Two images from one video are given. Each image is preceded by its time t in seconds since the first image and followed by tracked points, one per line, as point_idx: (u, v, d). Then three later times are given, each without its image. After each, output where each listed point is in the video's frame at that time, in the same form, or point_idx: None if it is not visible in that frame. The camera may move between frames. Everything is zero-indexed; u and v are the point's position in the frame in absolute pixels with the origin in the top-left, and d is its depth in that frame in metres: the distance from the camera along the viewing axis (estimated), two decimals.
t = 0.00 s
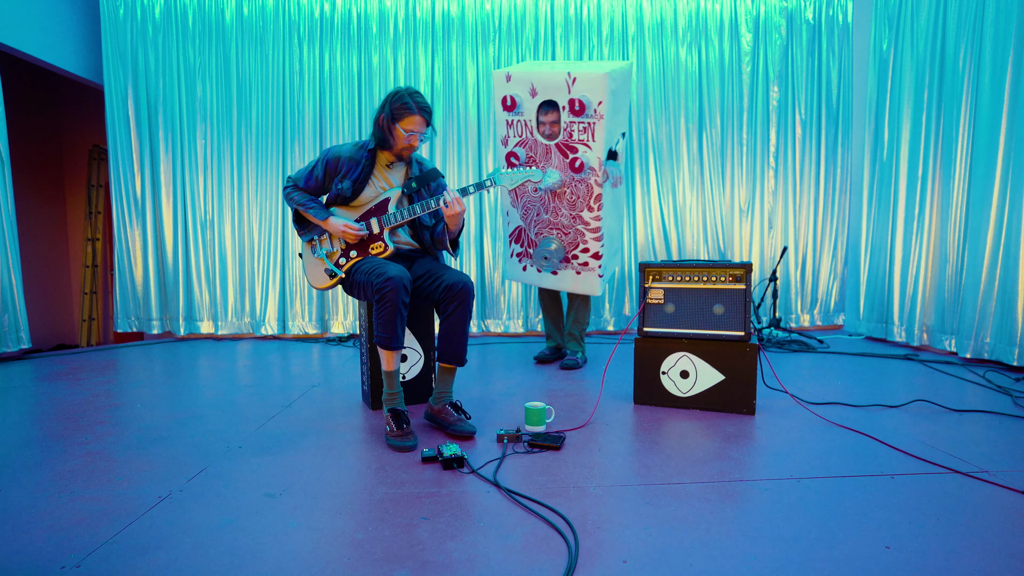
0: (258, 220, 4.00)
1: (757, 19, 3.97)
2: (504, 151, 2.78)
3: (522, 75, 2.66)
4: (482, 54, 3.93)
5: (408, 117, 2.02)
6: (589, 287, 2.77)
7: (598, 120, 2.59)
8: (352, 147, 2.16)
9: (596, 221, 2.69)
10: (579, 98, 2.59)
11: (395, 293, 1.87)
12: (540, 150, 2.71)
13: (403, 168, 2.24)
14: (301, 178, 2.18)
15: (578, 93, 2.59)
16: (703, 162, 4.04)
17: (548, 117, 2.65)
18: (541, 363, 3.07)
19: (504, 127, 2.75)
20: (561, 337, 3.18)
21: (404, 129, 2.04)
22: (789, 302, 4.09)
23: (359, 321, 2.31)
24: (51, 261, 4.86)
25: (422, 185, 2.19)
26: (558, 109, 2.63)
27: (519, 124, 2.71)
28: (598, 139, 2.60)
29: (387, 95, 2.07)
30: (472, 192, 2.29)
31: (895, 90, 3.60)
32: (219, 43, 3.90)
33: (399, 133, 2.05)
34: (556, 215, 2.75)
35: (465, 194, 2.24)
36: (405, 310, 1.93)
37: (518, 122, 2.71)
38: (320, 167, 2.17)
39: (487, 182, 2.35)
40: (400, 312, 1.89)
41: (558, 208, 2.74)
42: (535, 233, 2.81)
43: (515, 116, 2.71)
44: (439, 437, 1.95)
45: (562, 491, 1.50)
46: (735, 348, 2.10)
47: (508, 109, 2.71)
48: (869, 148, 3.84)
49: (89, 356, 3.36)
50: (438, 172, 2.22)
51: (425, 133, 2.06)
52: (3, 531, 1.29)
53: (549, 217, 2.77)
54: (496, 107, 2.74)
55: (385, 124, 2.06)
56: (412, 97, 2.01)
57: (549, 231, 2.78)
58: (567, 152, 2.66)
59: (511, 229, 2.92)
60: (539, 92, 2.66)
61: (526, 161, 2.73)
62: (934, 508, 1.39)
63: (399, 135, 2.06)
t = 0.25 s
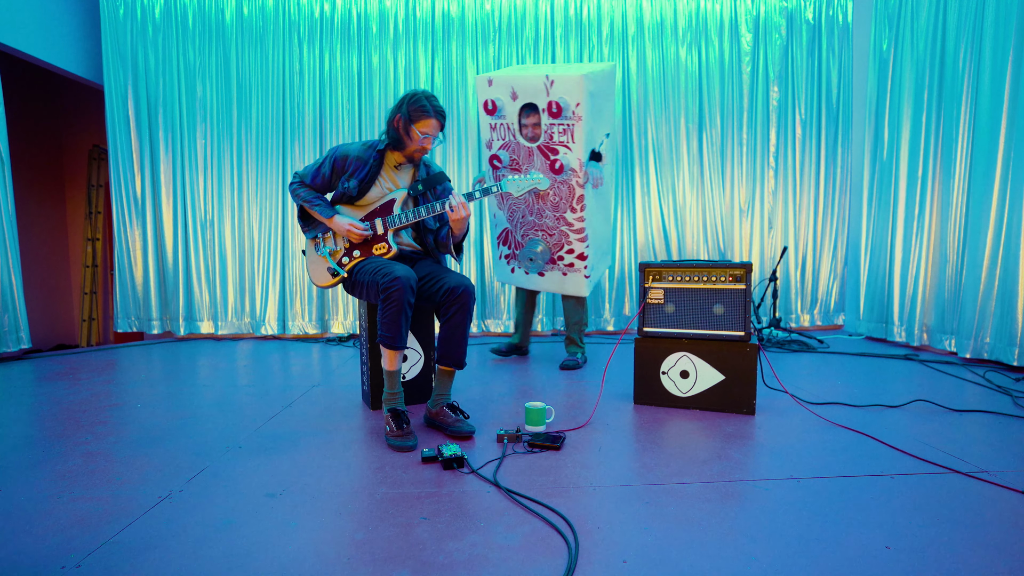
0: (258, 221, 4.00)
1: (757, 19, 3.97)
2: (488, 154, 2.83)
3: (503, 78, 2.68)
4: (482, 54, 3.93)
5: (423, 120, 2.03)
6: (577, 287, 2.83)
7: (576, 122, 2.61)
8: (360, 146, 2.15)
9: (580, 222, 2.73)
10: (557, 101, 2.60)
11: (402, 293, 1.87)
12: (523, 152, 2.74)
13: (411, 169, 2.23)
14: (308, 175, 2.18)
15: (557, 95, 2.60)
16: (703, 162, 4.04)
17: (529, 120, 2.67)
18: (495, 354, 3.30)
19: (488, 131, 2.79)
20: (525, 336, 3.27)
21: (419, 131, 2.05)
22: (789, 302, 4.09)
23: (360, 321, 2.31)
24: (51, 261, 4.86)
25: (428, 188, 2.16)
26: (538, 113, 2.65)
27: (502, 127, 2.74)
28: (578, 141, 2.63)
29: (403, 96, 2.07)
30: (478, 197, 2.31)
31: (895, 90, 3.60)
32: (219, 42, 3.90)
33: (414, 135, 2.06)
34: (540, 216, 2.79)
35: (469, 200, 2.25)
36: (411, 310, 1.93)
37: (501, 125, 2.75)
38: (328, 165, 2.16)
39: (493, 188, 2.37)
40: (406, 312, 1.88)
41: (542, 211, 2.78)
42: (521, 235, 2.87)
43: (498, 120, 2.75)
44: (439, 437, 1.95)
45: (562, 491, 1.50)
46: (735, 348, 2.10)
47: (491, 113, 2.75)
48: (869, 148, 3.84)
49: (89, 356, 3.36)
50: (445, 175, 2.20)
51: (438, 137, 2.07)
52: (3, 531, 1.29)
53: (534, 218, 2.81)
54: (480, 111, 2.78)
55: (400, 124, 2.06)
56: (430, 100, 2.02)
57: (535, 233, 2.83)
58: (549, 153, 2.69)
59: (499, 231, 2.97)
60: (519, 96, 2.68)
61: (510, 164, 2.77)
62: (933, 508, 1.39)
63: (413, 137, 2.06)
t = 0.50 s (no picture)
0: (258, 221, 4.00)
1: (757, 19, 3.97)
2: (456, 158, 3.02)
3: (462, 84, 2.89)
4: (482, 54, 3.94)
5: (435, 123, 2.02)
6: (552, 282, 2.93)
7: (532, 116, 2.76)
8: (367, 146, 2.14)
9: (547, 216, 2.86)
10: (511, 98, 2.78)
11: (410, 293, 1.87)
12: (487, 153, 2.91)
13: (416, 171, 2.23)
14: (313, 173, 2.16)
15: (511, 93, 2.78)
16: (703, 162, 4.04)
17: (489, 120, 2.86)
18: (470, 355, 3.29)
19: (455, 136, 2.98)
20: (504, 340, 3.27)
21: (430, 134, 2.04)
22: (789, 302, 4.09)
23: (360, 321, 2.31)
24: (51, 262, 4.86)
25: (433, 190, 2.20)
26: (497, 112, 2.83)
27: (467, 130, 2.93)
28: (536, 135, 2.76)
29: (415, 98, 2.05)
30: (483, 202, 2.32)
31: (895, 89, 3.60)
32: (219, 42, 3.91)
33: (425, 137, 2.05)
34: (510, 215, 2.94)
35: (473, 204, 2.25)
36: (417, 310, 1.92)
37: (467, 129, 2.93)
38: (333, 163, 2.15)
39: (499, 194, 2.37)
40: (412, 312, 1.88)
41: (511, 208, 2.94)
42: (496, 235, 3.02)
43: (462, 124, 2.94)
44: (439, 437, 1.95)
45: (562, 491, 1.50)
46: (736, 348, 2.10)
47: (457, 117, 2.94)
48: (869, 148, 3.84)
49: (90, 356, 3.36)
50: (450, 179, 2.24)
51: (449, 140, 2.07)
52: (3, 531, 1.29)
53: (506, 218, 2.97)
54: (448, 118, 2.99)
55: (412, 126, 2.04)
56: (442, 105, 2.01)
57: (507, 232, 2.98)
58: (511, 150, 2.84)
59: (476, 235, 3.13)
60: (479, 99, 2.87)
61: (478, 166, 2.96)
62: (933, 508, 1.39)
63: (424, 140, 2.06)
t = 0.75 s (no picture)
0: (258, 220, 4.00)
1: (757, 19, 3.97)
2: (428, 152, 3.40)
3: (431, 81, 3.26)
4: (482, 53, 3.94)
5: (439, 123, 2.00)
6: (522, 272, 3.19)
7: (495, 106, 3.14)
8: (369, 146, 2.13)
9: (513, 207, 3.17)
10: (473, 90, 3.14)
11: (414, 293, 1.87)
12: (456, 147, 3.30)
13: (419, 171, 2.22)
14: (315, 172, 2.16)
15: (473, 85, 3.14)
16: (703, 162, 4.04)
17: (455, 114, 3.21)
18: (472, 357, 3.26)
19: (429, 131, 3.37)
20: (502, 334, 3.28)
21: (433, 134, 2.03)
22: (789, 302, 4.09)
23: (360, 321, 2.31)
24: (51, 262, 4.85)
25: (434, 190, 2.20)
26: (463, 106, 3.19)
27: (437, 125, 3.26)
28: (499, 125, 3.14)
29: (420, 97, 2.04)
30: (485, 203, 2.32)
31: (895, 89, 3.60)
32: (219, 42, 3.90)
33: (429, 138, 2.04)
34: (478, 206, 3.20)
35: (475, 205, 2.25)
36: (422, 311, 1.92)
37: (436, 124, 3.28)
38: (335, 162, 2.14)
39: (502, 196, 2.38)
40: (416, 312, 1.88)
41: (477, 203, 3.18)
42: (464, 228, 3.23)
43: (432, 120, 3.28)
44: (439, 437, 1.96)
45: (562, 491, 1.50)
46: (735, 348, 2.10)
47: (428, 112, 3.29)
48: (869, 148, 3.84)
49: (90, 356, 3.36)
50: (451, 179, 2.23)
51: (452, 141, 2.07)
52: (2, 531, 1.29)
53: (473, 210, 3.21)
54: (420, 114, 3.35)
55: (416, 126, 2.03)
56: (447, 105, 1.99)
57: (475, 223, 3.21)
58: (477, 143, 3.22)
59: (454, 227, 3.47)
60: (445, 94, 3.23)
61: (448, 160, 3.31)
62: (934, 508, 1.39)
63: (427, 141, 2.05)
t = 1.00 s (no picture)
0: (258, 220, 4.00)
1: (757, 19, 3.97)
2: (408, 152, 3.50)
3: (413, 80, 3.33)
4: (482, 53, 3.94)
5: (439, 124, 2.00)
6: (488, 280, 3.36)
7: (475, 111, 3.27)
8: (370, 146, 2.13)
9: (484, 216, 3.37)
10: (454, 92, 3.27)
11: (415, 293, 1.87)
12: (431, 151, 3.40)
13: (419, 171, 2.22)
14: (315, 172, 2.15)
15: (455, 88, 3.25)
16: (703, 162, 4.04)
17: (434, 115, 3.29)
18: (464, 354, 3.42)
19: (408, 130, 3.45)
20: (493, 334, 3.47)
21: (433, 135, 2.03)
22: (789, 302, 4.09)
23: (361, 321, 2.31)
24: (51, 262, 4.85)
25: (434, 191, 2.20)
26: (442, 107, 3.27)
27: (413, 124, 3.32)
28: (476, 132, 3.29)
29: (420, 97, 2.03)
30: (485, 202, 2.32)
31: (895, 89, 3.60)
32: (219, 42, 3.90)
33: (429, 139, 2.04)
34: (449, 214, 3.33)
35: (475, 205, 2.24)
36: (423, 311, 1.92)
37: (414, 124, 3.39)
38: (335, 163, 2.14)
39: (502, 195, 2.37)
40: (417, 313, 1.88)
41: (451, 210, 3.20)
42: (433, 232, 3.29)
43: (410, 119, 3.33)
44: (439, 437, 1.96)
45: (562, 491, 1.50)
46: (735, 348, 2.10)
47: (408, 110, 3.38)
48: (869, 148, 3.84)
49: (90, 356, 3.36)
50: (451, 179, 2.23)
51: (452, 141, 2.06)
52: (2, 531, 1.29)
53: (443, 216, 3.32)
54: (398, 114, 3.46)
55: (416, 126, 2.03)
56: (447, 106, 1.99)
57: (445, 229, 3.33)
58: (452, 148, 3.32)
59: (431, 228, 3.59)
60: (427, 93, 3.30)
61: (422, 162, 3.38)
62: (934, 508, 1.39)
63: (428, 141, 2.05)
